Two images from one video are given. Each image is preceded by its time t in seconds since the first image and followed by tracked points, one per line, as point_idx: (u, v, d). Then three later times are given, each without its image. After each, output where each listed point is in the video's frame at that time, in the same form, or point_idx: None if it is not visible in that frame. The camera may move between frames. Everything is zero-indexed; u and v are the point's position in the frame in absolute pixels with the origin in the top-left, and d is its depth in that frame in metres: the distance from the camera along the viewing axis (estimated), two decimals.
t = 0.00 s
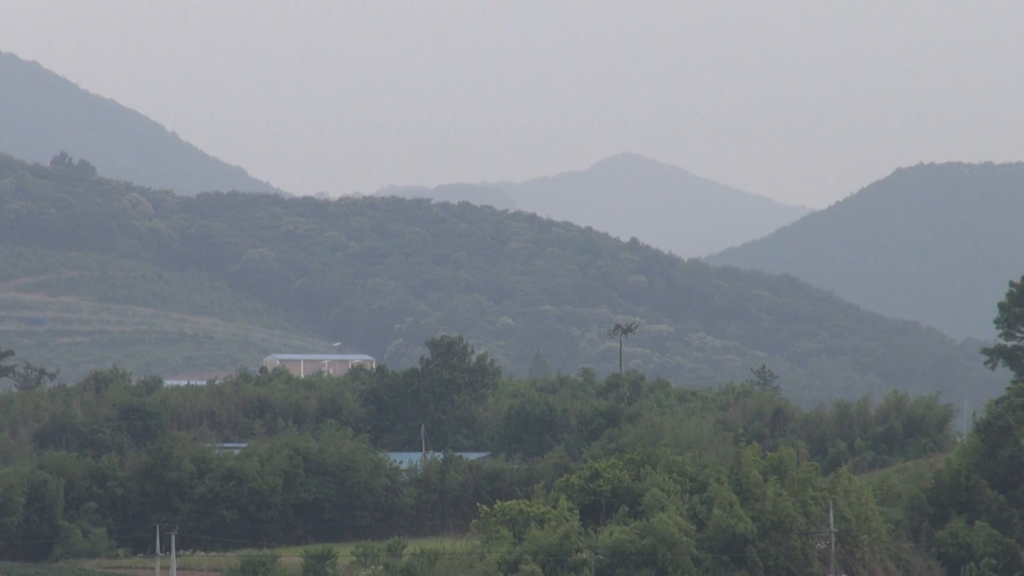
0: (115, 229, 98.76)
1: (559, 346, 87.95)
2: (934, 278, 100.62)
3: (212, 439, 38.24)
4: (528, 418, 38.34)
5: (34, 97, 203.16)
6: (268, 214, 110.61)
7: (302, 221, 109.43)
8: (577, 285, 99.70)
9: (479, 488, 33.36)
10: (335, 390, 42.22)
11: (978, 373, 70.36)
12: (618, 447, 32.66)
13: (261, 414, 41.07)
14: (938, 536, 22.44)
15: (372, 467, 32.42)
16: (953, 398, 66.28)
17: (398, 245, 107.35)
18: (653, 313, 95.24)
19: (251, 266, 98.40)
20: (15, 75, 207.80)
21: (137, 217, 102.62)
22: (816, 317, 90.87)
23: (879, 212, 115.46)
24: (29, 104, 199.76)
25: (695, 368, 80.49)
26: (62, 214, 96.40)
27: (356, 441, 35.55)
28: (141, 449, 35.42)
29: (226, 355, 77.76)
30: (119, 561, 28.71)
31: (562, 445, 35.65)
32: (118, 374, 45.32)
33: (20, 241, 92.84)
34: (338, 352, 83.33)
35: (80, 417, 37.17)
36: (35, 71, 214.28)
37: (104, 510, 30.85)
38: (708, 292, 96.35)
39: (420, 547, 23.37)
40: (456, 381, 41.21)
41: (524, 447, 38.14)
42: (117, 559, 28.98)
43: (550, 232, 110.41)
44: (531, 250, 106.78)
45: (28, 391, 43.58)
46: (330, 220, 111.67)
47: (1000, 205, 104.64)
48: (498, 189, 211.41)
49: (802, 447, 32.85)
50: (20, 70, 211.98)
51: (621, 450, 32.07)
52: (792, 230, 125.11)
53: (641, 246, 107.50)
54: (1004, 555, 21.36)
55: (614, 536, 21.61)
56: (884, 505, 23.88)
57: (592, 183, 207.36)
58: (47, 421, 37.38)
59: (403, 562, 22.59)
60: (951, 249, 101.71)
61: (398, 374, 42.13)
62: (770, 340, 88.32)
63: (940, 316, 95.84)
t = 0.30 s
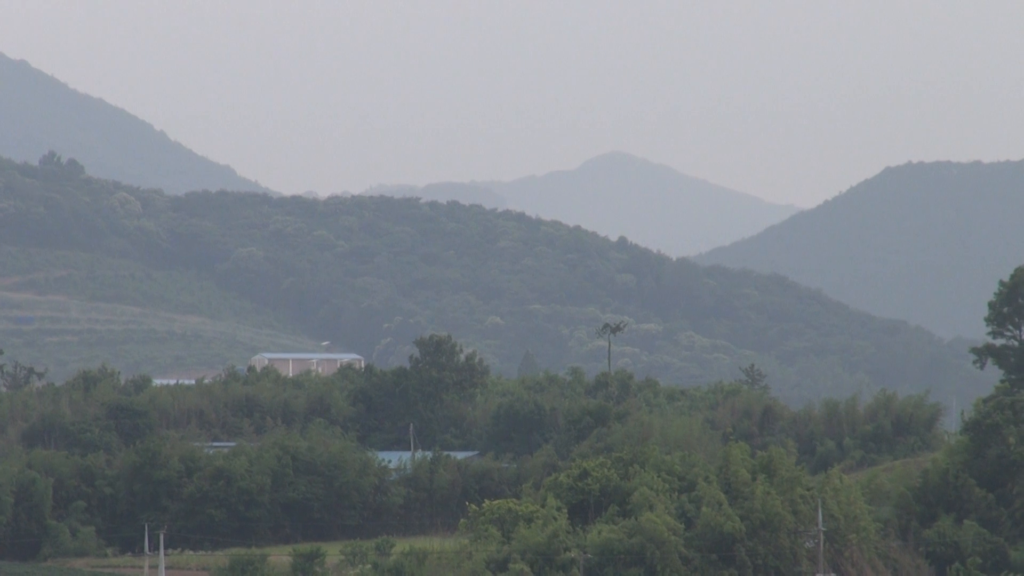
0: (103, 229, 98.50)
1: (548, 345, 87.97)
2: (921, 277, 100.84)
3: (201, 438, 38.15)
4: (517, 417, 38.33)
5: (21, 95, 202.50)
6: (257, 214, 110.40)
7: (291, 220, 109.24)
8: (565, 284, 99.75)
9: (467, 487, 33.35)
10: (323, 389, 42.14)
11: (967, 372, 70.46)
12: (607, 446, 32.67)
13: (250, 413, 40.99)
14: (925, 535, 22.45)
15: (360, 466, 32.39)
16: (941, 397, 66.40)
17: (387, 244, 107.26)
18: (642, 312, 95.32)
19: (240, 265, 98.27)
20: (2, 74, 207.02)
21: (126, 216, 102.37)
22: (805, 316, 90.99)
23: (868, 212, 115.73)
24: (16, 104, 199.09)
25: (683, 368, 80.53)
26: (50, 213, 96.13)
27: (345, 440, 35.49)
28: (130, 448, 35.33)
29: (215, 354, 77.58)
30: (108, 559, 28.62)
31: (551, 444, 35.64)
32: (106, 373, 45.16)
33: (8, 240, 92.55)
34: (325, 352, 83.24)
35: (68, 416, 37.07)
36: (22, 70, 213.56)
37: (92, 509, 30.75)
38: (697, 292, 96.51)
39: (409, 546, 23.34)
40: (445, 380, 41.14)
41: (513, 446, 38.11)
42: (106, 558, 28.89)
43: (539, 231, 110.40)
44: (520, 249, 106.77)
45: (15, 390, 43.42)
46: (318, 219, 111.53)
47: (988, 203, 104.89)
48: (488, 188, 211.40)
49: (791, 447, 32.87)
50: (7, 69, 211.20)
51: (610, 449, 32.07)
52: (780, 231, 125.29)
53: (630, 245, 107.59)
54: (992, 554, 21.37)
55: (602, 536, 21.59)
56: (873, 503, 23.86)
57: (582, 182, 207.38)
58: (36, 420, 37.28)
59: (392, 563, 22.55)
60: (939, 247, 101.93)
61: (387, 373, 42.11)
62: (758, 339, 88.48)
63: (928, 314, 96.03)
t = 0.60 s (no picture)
0: (89, 229, 98.18)
1: (534, 345, 88.00)
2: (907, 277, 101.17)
3: (187, 438, 38.05)
4: (502, 417, 38.35)
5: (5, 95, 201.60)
6: (243, 214, 110.19)
7: (277, 219, 109.02)
8: (552, 285, 99.86)
9: (454, 488, 33.33)
10: (309, 390, 42.09)
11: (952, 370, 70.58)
12: (593, 446, 32.67)
13: (236, 413, 40.90)
14: (912, 536, 22.48)
15: (346, 467, 32.34)
16: (926, 396, 66.66)
17: (374, 244, 107.18)
18: (628, 313, 95.48)
19: (226, 266, 98.07)
20: None
21: (111, 215, 102.05)
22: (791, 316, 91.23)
23: (854, 213, 116.08)
24: None
25: (669, 368, 80.65)
26: (36, 213, 95.79)
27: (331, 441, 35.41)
28: (115, 449, 35.23)
29: (201, 354, 77.40)
30: (93, 560, 28.50)
31: (536, 444, 35.64)
32: (92, 373, 45.00)
33: None
34: (312, 351, 83.12)
35: (53, 416, 36.96)
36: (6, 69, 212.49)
37: (78, 509, 30.62)
38: (683, 292, 96.72)
39: (395, 547, 23.30)
40: (431, 381, 41.07)
41: (499, 446, 38.11)
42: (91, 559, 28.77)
43: (526, 230, 110.48)
44: (507, 249, 106.83)
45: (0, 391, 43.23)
46: (305, 219, 111.37)
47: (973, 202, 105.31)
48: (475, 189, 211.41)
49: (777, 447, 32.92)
50: None
51: (596, 449, 32.08)
52: (766, 232, 125.55)
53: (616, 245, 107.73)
54: (978, 554, 21.42)
55: (588, 536, 21.58)
56: (859, 503, 23.88)
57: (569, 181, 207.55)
58: (21, 420, 37.08)
59: (377, 564, 22.50)
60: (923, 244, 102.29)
61: (373, 374, 42.07)
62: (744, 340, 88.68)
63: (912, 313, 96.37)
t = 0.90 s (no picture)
0: (71, 230, 97.81)
1: (517, 345, 88.01)
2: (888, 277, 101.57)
3: (170, 438, 37.93)
4: (485, 417, 38.33)
5: None
6: (226, 213, 109.91)
7: (259, 219, 108.75)
8: (535, 285, 99.93)
9: (436, 488, 33.30)
10: (292, 389, 41.99)
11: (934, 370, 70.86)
12: (575, 446, 32.70)
13: (219, 413, 40.79)
14: (893, 536, 22.54)
15: (329, 466, 32.28)
16: (908, 396, 66.99)
17: (357, 243, 107.03)
18: (610, 314, 95.64)
19: (208, 266, 97.78)
20: None
21: (94, 215, 101.63)
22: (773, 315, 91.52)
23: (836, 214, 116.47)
24: None
25: (651, 368, 80.81)
26: (18, 213, 95.36)
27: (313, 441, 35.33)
28: (97, 448, 35.09)
29: (184, 353, 77.18)
30: (76, 559, 28.36)
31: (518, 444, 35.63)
32: (75, 373, 44.80)
33: None
34: (294, 351, 82.97)
35: (36, 416, 36.81)
36: None
37: (60, 509, 30.46)
38: (666, 293, 96.91)
39: (377, 546, 23.25)
40: (414, 380, 41.01)
41: (481, 446, 38.10)
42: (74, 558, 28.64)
43: (508, 230, 110.53)
44: (490, 249, 106.87)
45: None
46: (288, 219, 111.15)
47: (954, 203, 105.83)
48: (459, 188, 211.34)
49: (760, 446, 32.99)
50: None
51: (578, 448, 32.11)
52: (748, 231, 125.79)
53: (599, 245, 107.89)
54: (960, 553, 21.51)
55: (571, 535, 21.59)
56: (842, 502, 23.93)
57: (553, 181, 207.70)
58: (3, 420, 36.92)
59: (360, 563, 22.45)
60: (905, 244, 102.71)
61: (356, 373, 42.01)
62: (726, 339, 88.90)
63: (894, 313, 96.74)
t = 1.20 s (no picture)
0: (52, 229, 97.34)
1: (500, 344, 88.00)
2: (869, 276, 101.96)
3: (151, 436, 37.77)
4: (466, 416, 38.31)
5: None
6: (207, 212, 109.55)
7: (241, 218, 108.42)
8: (516, 284, 99.95)
9: (418, 487, 33.23)
10: (274, 387, 41.84)
11: (915, 369, 71.17)
12: (557, 444, 32.70)
13: (200, 411, 40.61)
14: (874, 535, 22.59)
15: (310, 466, 32.18)
16: (889, 395, 67.31)
17: (338, 241, 106.84)
18: (592, 312, 95.73)
19: (190, 264, 97.40)
20: None
21: (74, 213, 101.12)
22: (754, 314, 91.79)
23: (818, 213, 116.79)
24: None
25: (633, 367, 80.92)
26: None
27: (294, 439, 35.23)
28: (78, 446, 34.90)
29: (165, 352, 76.88)
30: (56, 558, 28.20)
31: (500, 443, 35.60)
32: (56, 372, 44.51)
33: None
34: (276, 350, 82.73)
35: (16, 415, 36.58)
36: None
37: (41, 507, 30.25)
38: (647, 291, 97.04)
39: (359, 545, 23.16)
40: (396, 379, 40.92)
41: (463, 444, 38.07)
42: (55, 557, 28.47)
43: (490, 228, 110.51)
44: (472, 248, 106.86)
45: None
46: (269, 217, 110.84)
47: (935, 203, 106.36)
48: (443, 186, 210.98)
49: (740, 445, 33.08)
50: None
51: (560, 447, 32.11)
52: (729, 230, 126.01)
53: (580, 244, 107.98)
54: (939, 552, 21.61)
55: (552, 534, 21.55)
56: (823, 500, 23.98)
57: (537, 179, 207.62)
58: None
59: (341, 562, 22.34)
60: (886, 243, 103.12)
61: (338, 371, 41.90)
62: (707, 337, 89.05)
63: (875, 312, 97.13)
